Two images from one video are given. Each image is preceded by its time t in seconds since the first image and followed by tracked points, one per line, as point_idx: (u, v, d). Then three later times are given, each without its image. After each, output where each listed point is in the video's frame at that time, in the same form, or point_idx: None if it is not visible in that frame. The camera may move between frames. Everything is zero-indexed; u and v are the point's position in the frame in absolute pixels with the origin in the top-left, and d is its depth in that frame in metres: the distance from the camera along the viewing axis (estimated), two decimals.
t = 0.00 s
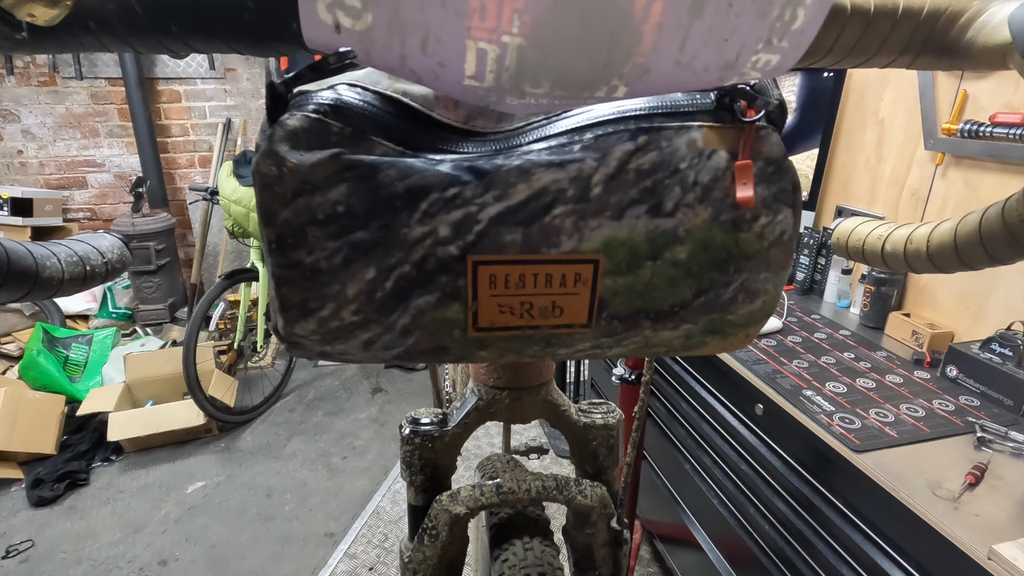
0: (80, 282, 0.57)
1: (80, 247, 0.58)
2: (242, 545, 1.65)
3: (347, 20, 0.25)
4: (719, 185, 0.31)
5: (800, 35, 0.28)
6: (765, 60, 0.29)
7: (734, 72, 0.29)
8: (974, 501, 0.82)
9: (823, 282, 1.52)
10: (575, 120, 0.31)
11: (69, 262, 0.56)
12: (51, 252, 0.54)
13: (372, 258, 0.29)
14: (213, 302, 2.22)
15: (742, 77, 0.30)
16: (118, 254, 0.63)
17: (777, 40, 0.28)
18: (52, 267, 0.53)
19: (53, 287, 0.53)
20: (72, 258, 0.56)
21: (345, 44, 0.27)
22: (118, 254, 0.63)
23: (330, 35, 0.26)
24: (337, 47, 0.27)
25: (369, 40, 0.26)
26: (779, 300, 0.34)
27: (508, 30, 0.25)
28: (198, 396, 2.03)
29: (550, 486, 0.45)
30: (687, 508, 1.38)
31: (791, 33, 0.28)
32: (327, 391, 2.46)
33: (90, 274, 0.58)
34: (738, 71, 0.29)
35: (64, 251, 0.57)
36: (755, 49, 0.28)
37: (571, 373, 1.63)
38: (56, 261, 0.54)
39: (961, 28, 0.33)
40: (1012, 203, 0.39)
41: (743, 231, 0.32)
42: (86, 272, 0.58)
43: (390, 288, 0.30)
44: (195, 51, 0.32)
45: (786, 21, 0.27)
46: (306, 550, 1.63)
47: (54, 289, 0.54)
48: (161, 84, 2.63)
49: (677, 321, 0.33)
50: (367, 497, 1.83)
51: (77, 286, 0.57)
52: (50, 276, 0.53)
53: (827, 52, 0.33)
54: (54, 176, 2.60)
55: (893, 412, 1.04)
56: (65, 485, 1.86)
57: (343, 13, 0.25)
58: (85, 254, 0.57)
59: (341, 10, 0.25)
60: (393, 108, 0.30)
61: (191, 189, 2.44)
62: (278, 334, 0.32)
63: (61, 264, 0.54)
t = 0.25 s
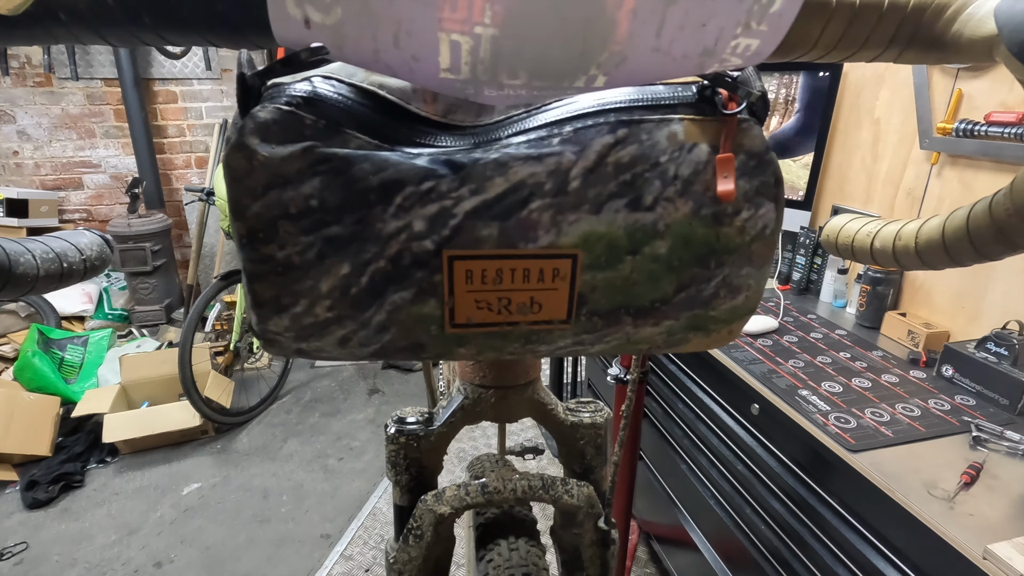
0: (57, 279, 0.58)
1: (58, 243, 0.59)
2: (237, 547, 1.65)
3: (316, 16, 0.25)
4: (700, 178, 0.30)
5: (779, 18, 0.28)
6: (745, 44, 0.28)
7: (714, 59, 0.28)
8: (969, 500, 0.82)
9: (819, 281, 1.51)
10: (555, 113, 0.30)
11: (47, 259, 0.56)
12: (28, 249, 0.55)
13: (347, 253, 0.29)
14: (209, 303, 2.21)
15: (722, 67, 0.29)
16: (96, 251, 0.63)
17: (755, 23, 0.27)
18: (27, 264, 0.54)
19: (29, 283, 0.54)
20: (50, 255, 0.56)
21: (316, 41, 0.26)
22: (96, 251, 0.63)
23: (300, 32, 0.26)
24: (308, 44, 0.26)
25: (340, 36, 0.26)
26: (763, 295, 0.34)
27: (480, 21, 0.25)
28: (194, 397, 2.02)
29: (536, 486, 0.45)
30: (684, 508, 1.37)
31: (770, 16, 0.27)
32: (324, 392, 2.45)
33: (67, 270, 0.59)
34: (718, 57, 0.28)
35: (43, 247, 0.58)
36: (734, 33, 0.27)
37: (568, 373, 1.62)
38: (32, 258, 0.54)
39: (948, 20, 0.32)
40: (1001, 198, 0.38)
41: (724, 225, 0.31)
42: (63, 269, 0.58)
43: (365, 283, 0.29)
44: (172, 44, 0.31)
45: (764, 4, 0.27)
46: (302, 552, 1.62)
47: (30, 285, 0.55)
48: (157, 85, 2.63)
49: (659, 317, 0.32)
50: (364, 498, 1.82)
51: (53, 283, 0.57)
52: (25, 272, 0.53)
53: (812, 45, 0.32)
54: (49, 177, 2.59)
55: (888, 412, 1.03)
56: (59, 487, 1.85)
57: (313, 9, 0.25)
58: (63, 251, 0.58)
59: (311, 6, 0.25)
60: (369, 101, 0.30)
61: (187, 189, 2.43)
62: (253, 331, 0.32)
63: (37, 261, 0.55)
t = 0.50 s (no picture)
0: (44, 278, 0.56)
1: (45, 243, 0.58)
2: (233, 549, 1.64)
3: (304, 14, 0.24)
4: (693, 175, 0.30)
5: (772, 8, 0.27)
6: (738, 35, 0.28)
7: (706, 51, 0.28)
8: (965, 500, 0.82)
9: (816, 281, 1.51)
10: (547, 109, 0.30)
11: (34, 258, 0.55)
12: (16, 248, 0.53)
13: (335, 251, 0.28)
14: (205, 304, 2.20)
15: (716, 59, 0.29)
16: (84, 252, 0.62)
17: (748, 14, 0.27)
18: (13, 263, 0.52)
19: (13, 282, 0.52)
20: (36, 255, 0.55)
21: (306, 39, 0.26)
22: (83, 253, 0.62)
23: (288, 29, 0.25)
24: (296, 41, 0.26)
25: (327, 32, 0.25)
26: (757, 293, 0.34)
27: (468, 16, 0.24)
28: (190, 399, 2.01)
29: (531, 486, 0.44)
30: (681, 509, 1.37)
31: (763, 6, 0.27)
32: (321, 393, 2.45)
33: (52, 270, 0.57)
34: (710, 49, 0.28)
35: (28, 248, 0.56)
36: (726, 25, 0.27)
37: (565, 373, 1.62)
38: (19, 257, 0.53)
39: (942, 16, 0.32)
40: (995, 196, 0.38)
41: (717, 222, 0.31)
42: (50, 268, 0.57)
43: (354, 281, 0.29)
44: (159, 39, 0.31)
45: None
46: (299, 554, 1.61)
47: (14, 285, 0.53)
48: (153, 85, 2.62)
49: (652, 315, 0.32)
50: (361, 499, 1.82)
51: (38, 282, 0.56)
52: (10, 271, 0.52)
53: (806, 41, 0.32)
54: (45, 178, 2.58)
55: (885, 412, 1.03)
56: (54, 488, 1.84)
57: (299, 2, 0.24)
58: (50, 251, 0.57)
59: None
60: (358, 97, 0.29)
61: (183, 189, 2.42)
62: (241, 330, 0.31)
63: (24, 260, 0.54)
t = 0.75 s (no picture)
0: (63, 280, 0.52)
1: (62, 243, 0.54)
2: (234, 549, 1.64)
3: (328, 15, 0.25)
4: (704, 177, 0.31)
5: (783, 21, 0.28)
6: (750, 45, 0.29)
7: (718, 58, 0.29)
8: (964, 499, 0.83)
9: (815, 282, 1.52)
10: (560, 113, 0.31)
11: (51, 258, 0.52)
12: (32, 247, 0.50)
13: (354, 251, 0.29)
14: (205, 305, 2.20)
15: (727, 67, 0.30)
16: (101, 251, 0.59)
17: (760, 25, 0.28)
18: (34, 263, 0.49)
19: (34, 283, 0.49)
20: (55, 255, 0.52)
21: (328, 41, 0.26)
22: (100, 252, 0.59)
23: (312, 32, 0.26)
24: (319, 44, 0.26)
25: (350, 37, 0.26)
26: (765, 292, 0.34)
27: (488, 21, 0.25)
28: (190, 400, 2.01)
29: (539, 484, 0.45)
30: (681, 509, 1.38)
31: (774, 19, 0.28)
32: (321, 394, 2.45)
33: (71, 270, 0.54)
34: (723, 57, 0.29)
35: (46, 247, 0.52)
36: (738, 34, 0.28)
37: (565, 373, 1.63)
38: (38, 257, 0.50)
39: (945, 22, 0.32)
40: (996, 198, 0.39)
41: (727, 223, 0.31)
42: (68, 269, 0.53)
43: (373, 281, 0.30)
44: (177, 43, 0.31)
45: (769, 7, 0.27)
46: (299, 554, 1.62)
47: (34, 288, 0.50)
48: (152, 86, 2.62)
49: (663, 314, 0.33)
50: (361, 500, 1.82)
51: (58, 283, 0.53)
52: (31, 273, 0.49)
53: (812, 47, 0.33)
54: (44, 179, 2.59)
55: (884, 411, 1.04)
56: (54, 490, 1.84)
57: (325, 8, 0.25)
58: (67, 250, 0.53)
59: (323, 4, 0.25)
60: (376, 101, 0.30)
61: (183, 190, 2.43)
62: (260, 329, 0.32)
63: (43, 260, 0.50)
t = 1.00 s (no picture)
0: (61, 279, 0.52)
1: (60, 243, 0.54)
2: (231, 551, 1.64)
3: (327, 22, 0.25)
4: (696, 177, 0.31)
5: (771, 21, 0.29)
6: (739, 44, 0.29)
7: (709, 59, 0.29)
8: (958, 495, 0.83)
9: (811, 281, 1.53)
10: (555, 114, 0.31)
11: (50, 259, 0.52)
12: (32, 247, 0.50)
13: (352, 250, 0.30)
14: (202, 306, 2.20)
15: (717, 67, 0.30)
16: (99, 252, 0.59)
17: (749, 25, 0.28)
18: (34, 264, 0.49)
19: (35, 283, 0.49)
20: (53, 255, 0.52)
21: (326, 45, 0.27)
22: (98, 252, 0.59)
23: (310, 36, 0.26)
24: (318, 47, 0.27)
25: (348, 41, 0.26)
26: (757, 290, 0.35)
27: (484, 25, 0.26)
28: (187, 401, 2.01)
29: (536, 481, 0.45)
30: (678, 507, 1.39)
31: (763, 18, 0.28)
32: (318, 395, 2.45)
33: (70, 271, 0.54)
34: (713, 58, 0.29)
35: (44, 246, 0.52)
36: (728, 35, 0.28)
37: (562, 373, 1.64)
38: (38, 257, 0.50)
39: (932, 23, 0.33)
40: (984, 196, 0.39)
41: (719, 221, 0.32)
42: (66, 268, 0.53)
43: (371, 279, 0.30)
44: (177, 46, 0.32)
45: (757, 7, 0.28)
46: (297, 555, 1.62)
47: (35, 287, 0.50)
48: (149, 87, 2.62)
49: (656, 311, 0.33)
50: (359, 501, 1.82)
51: (57, 283, 0.53)
52: (31, 272, 0.49)
53: (802, 48, 0.33)
54: (39, 180, 2.58)
55: (879, 409, 1.05)
56: (51, 492, 1.83)
57: (322, 12, 0.25)
58: (66, 250, 0.54)
59: (321, 8, 0.25)
60: (373, 102, 0.30)
61: (180, 191, 2.43)
62: (259, 328, 0.32)
63: (42, 260, 0.50)
